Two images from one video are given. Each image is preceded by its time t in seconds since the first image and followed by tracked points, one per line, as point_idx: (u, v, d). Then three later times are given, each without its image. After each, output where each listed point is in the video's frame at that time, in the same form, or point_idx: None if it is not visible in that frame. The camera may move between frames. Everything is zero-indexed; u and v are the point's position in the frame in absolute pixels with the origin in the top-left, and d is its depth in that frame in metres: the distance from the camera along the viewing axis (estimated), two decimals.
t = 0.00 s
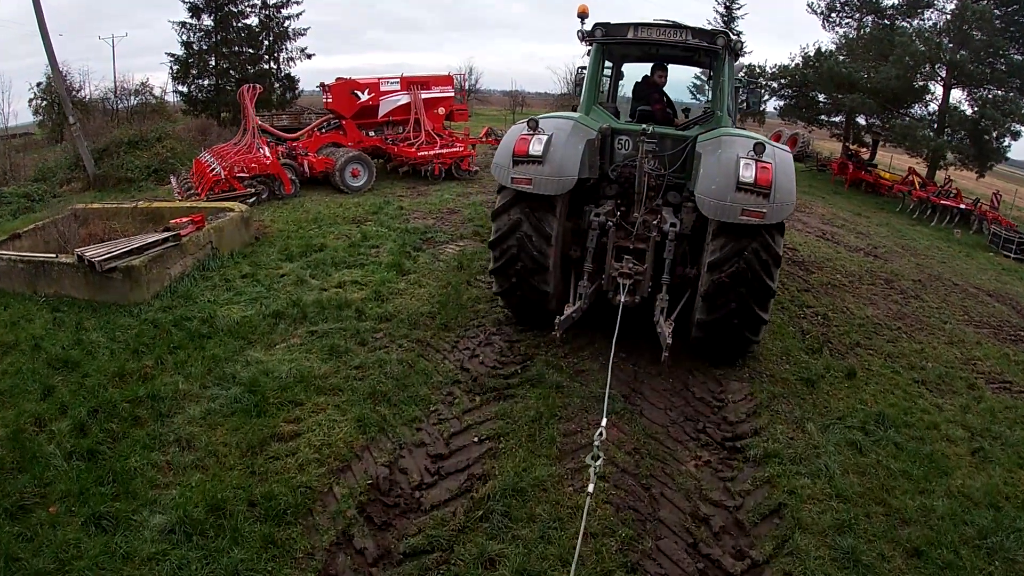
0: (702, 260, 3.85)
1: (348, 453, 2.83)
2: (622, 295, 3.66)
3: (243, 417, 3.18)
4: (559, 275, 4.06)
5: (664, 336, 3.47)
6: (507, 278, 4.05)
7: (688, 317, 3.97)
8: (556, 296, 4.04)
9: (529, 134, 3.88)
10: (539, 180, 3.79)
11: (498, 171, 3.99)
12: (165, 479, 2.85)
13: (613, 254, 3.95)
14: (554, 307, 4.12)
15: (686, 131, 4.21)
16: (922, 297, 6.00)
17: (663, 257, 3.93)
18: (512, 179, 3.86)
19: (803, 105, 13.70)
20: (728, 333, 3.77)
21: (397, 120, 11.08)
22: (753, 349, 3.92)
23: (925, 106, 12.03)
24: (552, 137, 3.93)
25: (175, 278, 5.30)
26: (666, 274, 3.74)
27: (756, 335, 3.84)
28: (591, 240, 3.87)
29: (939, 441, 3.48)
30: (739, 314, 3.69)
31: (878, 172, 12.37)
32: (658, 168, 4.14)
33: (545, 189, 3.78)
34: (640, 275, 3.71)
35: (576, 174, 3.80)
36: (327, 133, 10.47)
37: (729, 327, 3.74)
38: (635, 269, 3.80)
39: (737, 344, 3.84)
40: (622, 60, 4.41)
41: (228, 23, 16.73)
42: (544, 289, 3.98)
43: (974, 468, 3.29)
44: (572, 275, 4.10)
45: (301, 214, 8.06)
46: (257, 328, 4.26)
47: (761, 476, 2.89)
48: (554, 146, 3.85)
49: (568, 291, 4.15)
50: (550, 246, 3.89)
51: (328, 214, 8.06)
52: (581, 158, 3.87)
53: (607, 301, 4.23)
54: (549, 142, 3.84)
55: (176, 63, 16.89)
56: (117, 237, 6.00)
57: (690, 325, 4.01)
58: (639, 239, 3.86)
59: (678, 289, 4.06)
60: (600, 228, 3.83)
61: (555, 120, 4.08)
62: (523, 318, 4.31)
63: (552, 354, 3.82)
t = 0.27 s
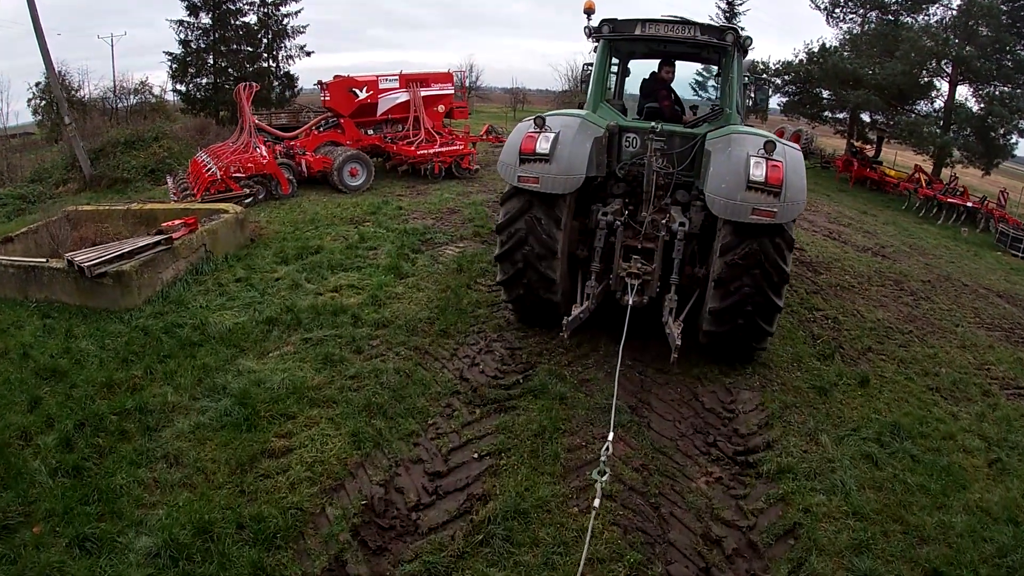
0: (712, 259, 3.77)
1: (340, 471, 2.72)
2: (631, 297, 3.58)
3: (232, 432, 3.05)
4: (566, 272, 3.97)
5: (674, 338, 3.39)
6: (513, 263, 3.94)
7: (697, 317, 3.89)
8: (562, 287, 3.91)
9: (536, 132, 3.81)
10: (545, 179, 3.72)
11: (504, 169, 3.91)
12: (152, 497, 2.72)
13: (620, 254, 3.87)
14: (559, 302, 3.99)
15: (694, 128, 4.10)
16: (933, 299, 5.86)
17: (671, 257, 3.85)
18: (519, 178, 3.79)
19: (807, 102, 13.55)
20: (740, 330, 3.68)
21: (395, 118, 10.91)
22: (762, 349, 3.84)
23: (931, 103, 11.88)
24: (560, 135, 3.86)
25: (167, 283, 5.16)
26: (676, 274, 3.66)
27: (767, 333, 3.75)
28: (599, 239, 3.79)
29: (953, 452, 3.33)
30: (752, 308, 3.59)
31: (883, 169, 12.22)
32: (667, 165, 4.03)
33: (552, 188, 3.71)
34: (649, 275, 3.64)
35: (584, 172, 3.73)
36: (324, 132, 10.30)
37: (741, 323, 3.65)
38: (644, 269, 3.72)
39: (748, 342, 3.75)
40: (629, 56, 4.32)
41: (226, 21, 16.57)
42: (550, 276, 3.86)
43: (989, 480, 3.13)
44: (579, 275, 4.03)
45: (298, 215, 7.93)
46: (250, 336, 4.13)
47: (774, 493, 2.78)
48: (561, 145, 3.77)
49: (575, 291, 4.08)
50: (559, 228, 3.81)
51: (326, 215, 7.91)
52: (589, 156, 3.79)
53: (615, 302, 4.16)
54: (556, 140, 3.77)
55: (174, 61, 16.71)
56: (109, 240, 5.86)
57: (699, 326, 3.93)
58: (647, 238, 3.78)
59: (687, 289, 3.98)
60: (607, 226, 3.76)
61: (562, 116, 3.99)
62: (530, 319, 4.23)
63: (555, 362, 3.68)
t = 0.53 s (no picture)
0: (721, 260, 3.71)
1: (337, 488, 2.65)
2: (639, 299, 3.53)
3: (227, 444, 2.96)
4: (574, 273, 3.93)
5: (682, 340, 3.33)
6: (521, 253, 3.91)
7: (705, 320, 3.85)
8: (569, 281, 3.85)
9: (545, 133, 3.75)
10: (555, 181, 3.66)
11: (513, 170, 3.86)
12: (144, 513, 2.62)
13: (629, 255, 3.83)
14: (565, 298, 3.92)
15: (704, 129, 4.03)
16: (941, 303, 5.77)
17: (680, 259, 3.80)
18: (528, 179, 3.74)
19: (811, 102, 13.46)
20: (751, 325, 3.62)
21: (396, 117, 10.81)
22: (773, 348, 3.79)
23: (936, 102, 11.78)
24: (570, 136, 3.79)
25: (161, 286, 5.06)
26: (685, 276, 3.60)
27: (779, 329, 3.69)
28: (607, 241, 3.75)
29: (964, 462, 3.19)
30: (764, 298, 3.54)
31: (888, 170, 12.13)
32: (676, 167, 3.97)
33: (561, 190, 3.65)
34: (657, 277, 3.60)
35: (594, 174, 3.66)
36: (324, 131, 10.21)
37: (752, 316, 3.58)
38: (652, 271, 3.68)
39: (760, 339, 3.68)
40: (637, 56, 4.24)
41: (227, 19, 16.48)
42: (558, 266, 3.81)
43: (1002, 493, 3.00)
44: (588, 277, 3.98)
45: (297, 216, 7.83)
46: (246, 342, 4.05)
47: (785, 508, 2.70)
48: (571, 145, 3.71)
49: (583, 293, 4.03)
50: (570, 217, 3.78)
51: (324, 215, 7.81)
52: (599, 158, 3.72)
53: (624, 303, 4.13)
54: (566, 141, 3.70)
55: (174, 59, 16.58)
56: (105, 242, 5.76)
57: (707, 328, 3.89)
58: (656, 240, 3.73)
59: (695, 291, 3.93)
60: (616, 227, 3.70)
61: (571, 116, 3.92)
62: (540, 321, 4.21)
63: (559, 370, 3.60)
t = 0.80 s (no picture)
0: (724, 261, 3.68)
1: (334, 498, 2.60)
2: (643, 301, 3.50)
3: (223, 452, 2.92)
4: (578, 276, 3.89)
5: (686, 342, 3.30)
6: (525, 245, 3.85)
7: (709, 323, 3.82)
8: (573, 277, 3.79)
9: (550, 135, 3.71)
10: (559, 183, 3.63)
11: (516, 172, 3.82)
12: (138, 523, 2.57)
13: (633, 258, 3.79)
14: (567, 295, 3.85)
15: (708, 132, 4.00)
16: (945, 307, 5.73)
17: (684, 261, 3.76)
18: (532, 181, 3.70)
19: (813, 103, 13.42)
20: (758, 320, 3.57)
21: (397, 118, 10.77)
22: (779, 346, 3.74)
23: (939, 104, 11.73)
24: (574, 138, 3.75)
25: (159, 289, 5.02)
26: (688, 279, 3.57)
27: (786, 325, 3.65)
28: (611, 243, 3.72)
29: (969, 470, 3.15)
30: (770, 291, 3.51)
31: (890, 172, 12.09)
32: (680, 169, 3.94)
33: (566, 193, 3.61)
34: (662, 280, 3.56)
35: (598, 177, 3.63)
36: (324, 132, 10.17)
37: (759, 310, 3.53)
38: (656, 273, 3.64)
39: (766, 335, 3.63)
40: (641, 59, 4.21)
41: (227, 19, 16.44)
42: (562, 259, 3.75)
43: (1008, 502, 2.95)
44: (591, 280, 3.95)
45: (296, 217, 7.78)
46: (244, 346, 4.00)
47: (789, 519, 2.65)
48: (575, 148, 3.67)
49: (586, 295, 4.00)
50: (576, 210, 3.74)
51: (323, 217, 7.77)
52: (604, 161, 3.69)
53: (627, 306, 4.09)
54: (570, 143, 3.67)
55: (174, 59, 16.53)
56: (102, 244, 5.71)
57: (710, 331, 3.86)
58: (660, 242, 3.70)
59: (699, 294, 3.90)
60: (620, 230, 3.66)
61: (575, 119, 3.90)
62: (544, 324, 4.16)
63: (560, 377, 3.55)
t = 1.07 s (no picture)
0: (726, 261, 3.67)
1: (333, 502, 2.59)
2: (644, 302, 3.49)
3: (222, 455, 2.90)
4: (581, 276, 3.89)
5: (687, 342, 3.31)
6: (529, 236, 3.85)
7: (710, 323, 3.81)
8: (575, 274, 3.79)
9: (553, 137, 3.70)
10: (562, 184, 3.61)
11: (519, 174, 3.80)
12: (137, 526, 2.55)
13: (635, 258, 3.79)
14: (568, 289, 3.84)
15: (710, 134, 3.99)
16: (947, 309, 5.71)
17: (686, 262, 3.76)
18: (535, 183, 3.68)
19: (814, 104, 13.41)
20: (762, 311, 3.54)
21: (397, 119, 10.76)
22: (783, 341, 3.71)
23: (940, 105, 11.73)
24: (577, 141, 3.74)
25: (158, 291, 5.00)
26: (690, 279, 3.56)
27: (790, 317, 3.63)
28: (614, 243, 3.71)
29: (973, 474, 3.13)
30: (770, 293, 3.50)
31: (891, 173, 12.08)
32: (681, 171, 3.93)
33: (569, 195, 3.59)
34: (663, 280, 3.56)
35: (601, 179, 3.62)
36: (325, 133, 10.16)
37: (763, 299, 3.50)
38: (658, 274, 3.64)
39: (771, 328, 3.60)
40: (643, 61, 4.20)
41: (228, 20, 16.43)
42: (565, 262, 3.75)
43: (1012, 506, 2.93)
44: (594, 280, 3.94)
45: (296, 219, 7.77)
46: (243, 348, 3.99)
47: (791, 524, 2.64)
48: (578, 150, 3.66)
49: (589, 295, 3.99)
50: (579, 212, 3.74)
51: (323, 218, 7.75)
52: (606, 163, 3.68)
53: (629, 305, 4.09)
54: (573, 146, 3.65)
55: (174, 60, 16.52)
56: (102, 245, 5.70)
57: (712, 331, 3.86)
58: (661, 243, 3.69)
59: (700, 294, 3.89)
60: (622, 231, 3.66)
61: (578, 121, 3.88)
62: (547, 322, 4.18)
63: (561, 379, 3.54)
